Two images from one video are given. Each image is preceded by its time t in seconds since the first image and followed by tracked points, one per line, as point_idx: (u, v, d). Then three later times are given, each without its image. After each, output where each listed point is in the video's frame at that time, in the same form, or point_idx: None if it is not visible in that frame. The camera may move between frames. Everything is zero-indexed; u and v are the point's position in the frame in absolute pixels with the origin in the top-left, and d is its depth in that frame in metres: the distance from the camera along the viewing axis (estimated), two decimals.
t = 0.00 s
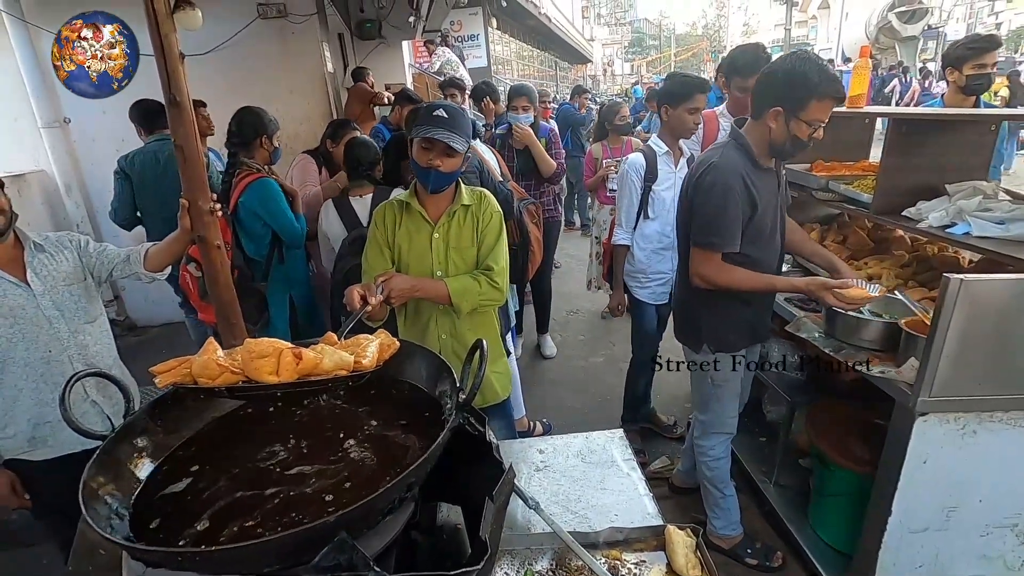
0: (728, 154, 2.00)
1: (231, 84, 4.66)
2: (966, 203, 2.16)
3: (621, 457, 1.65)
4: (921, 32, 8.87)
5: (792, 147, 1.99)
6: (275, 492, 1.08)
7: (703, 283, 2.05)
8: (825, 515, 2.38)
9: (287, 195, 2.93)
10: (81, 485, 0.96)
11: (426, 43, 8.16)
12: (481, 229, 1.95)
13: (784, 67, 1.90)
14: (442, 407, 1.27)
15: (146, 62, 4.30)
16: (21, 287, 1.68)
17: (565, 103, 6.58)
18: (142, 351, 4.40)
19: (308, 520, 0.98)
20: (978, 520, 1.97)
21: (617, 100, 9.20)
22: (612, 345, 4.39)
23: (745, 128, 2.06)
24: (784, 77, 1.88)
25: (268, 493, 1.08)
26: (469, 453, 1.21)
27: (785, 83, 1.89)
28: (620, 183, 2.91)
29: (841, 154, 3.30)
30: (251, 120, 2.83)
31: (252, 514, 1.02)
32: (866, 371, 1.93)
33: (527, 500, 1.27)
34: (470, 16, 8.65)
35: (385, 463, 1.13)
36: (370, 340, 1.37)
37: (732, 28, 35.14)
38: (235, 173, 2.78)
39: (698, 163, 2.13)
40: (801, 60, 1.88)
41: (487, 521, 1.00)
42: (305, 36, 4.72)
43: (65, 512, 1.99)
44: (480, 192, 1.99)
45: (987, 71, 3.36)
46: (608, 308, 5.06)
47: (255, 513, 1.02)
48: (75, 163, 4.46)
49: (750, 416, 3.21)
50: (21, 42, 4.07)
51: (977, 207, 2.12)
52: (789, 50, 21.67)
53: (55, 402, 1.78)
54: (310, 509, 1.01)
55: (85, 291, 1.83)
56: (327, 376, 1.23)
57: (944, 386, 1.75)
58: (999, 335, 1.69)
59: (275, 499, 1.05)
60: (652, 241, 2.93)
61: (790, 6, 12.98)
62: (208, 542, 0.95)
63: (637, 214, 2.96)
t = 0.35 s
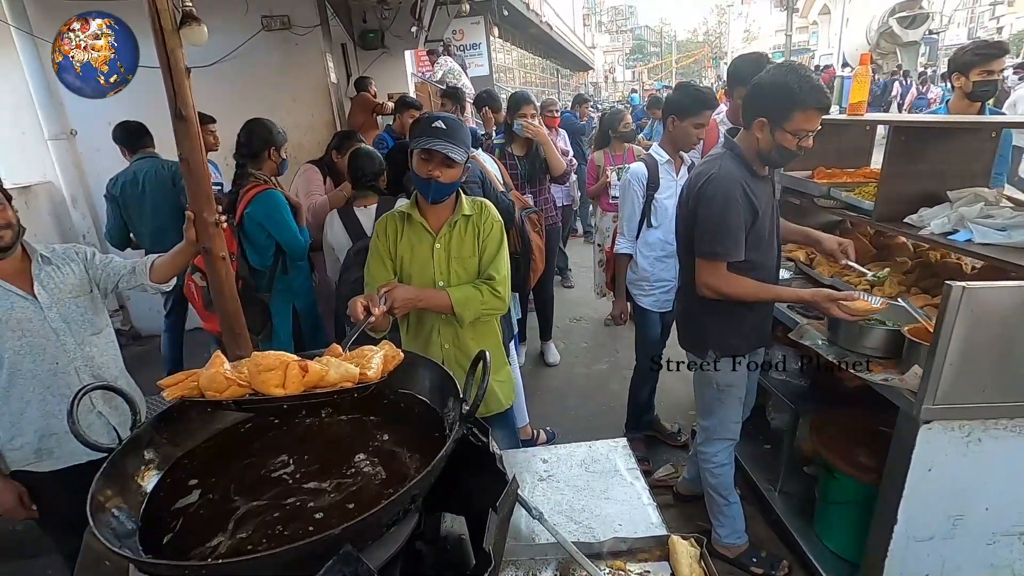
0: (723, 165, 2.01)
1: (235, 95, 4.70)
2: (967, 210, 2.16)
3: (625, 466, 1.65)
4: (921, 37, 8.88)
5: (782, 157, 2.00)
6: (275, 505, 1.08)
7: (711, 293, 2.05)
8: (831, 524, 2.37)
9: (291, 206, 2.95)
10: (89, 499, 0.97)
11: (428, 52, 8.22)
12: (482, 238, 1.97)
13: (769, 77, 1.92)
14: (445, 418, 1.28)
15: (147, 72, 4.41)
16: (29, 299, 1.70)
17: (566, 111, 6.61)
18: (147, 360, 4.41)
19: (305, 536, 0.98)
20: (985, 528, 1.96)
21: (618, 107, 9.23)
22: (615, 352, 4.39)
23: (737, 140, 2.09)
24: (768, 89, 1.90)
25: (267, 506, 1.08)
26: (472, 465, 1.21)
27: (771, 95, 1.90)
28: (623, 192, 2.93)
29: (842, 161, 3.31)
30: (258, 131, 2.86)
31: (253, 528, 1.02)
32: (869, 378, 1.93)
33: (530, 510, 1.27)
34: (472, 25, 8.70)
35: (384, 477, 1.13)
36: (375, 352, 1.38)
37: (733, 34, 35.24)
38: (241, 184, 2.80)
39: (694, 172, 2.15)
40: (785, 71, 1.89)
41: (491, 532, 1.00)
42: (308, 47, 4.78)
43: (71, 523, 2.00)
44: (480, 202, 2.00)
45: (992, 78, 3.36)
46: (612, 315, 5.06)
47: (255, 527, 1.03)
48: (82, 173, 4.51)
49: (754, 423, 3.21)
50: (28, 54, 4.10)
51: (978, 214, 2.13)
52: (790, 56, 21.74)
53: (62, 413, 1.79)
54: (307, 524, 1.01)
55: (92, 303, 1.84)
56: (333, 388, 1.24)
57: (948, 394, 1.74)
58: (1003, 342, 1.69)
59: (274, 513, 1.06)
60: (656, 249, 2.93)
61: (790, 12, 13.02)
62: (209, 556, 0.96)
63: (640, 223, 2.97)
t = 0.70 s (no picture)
0: (704, 165, 2.04)
1: (233, 97, 4.69)
2: (967, 211, 2.16)
3: (625, 468, 1.65)
4: (921, 38, 8.88)
5: (759, 156, 2.02)
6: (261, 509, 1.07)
7: (705, 289, 2.05)
8: (832, 526, 2.36)
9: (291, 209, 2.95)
10: (86, 501, 0.97)
11: (427, 54, 8.22)
12: (481, 240, 1.97)
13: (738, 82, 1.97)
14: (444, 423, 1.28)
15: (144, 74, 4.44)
16: (28, 302, 1.70)
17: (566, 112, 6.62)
18: (147, 362, 4.41)
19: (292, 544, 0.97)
20: (985, 531, 1.95)
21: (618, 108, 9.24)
22: (615, 353, 4.39)
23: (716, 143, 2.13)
24: (740, 92, 1.95)
25: (252, 510, 1.07)
26: (471, 470, 1.21)
27: (742, 99, 1.95)
28: (625, 194, 2.95)
29: (842, 162, 3.31)
30: (258, 133, 2.86)
31: (236, 533, 1.01)
32: (869, 380, 1.93)
33: (529, 513, 1.28)
34: (471, 26, 8.72)
35: (376, 486, 1.12)
36: (374, 354, 1.38)
37: (733, 35, 35.26)
38: (241, 186, 2.81)
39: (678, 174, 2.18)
40: (754, 74, 1.94)
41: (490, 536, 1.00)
42: (307, 49, 4.79)
43: (70, 526, 2.00)
44: (478, 204, 2.00)
45: (1005, 78, 3.36)
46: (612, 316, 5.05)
47: (239, 532, 1.01)
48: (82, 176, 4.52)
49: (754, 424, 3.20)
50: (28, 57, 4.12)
51: (978, 216, 2.13)
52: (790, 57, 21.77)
53: (61, 416, 1.79)
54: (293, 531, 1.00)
55: (91, 306, 1.84)
56: (332, 391, 1.24)
57: (948, 396, 1.74)
58: (1003, 344, 1.69)
59: (259, 518, 1.05)
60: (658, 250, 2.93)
61: (789, 13, 13.03)
62: (187, 560, 0.95)
63: (642, 224, 2.97)
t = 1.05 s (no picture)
0: (691, 153, 2.11)
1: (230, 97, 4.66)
2: (965, 211, 2.16)
3: (622, 469, 1.65)
4: (920, 37, 8.88)
5: (739, 143, 2.16)
6: (272, 505, 1.10)
7: (682, 276, 2.10)
8: (830, 526, 2.36)
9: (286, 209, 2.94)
10: (81, 504, 0.97)
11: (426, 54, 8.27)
12: (476, 240, 1.96)
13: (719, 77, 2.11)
14: (440, 420, 1.27)
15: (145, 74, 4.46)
16: (24, 303, 1.69)
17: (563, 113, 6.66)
18: (146, 363, 4.41)
19: (297, 541, 0.98)
20: (984, 531, 1.95)
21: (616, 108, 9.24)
22: (614, 354, 4.39)
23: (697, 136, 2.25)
24: (722, 85, 2.09)
25: (254, 514, 1.08)
26: (468, 467, 1.21)
27: (722, 89, 2.09)
28: (625, 194, 2.96)
29: (840, 163, 3.31)
30: (252, 134, 2.85)
31: (246, 529, 1.04)
32: (867, 380, 1.93)
33: (526, 513, 1.28)
34: (470, 27, 8.73)
35: (381, 480, 1.14)
36: (370, 354, 1.38)
37: (732, 35, 35.27)
38: (237, 186, 2.79)
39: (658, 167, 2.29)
40: (733, 67, 2.10)
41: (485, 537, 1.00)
42: (305, 49, 4.84)
43: (67, 527, 1.99)
44: (474, 204, 2.00)
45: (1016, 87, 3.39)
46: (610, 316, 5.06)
47: (249, 528, 1.04)
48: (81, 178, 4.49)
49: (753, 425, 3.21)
50: (28, 59, 4.11)
51: (976, 215, 2.13)
52: (789, 57, 21.81)
53: (58, 418, 1.78)
54: (300, 526, 1.03)
55: (87, 307, 1.84)
56: (329, 391, 1.24)
57: (946, 396, 1.74)
58: (1001, 344, 1.69)
59: (264, 517, 1.07)
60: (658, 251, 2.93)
61: (788, 12, 13.04)
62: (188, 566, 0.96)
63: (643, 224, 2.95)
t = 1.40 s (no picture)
0: (698, 150, 2.15)
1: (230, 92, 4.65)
2: (966, 209, 2.15)
3: (622, 465, 1.65)
4: (922, 36, 8.86)
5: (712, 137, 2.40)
6: (263, 503, 1.08)
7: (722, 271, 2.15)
8: (830, 524, 2.36)
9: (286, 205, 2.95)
10: (79, 497, 0.96)
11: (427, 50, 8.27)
12: (474, 236, 1.96)
13: (704, 76, 2.19)
14: (438, 417, 1.27)
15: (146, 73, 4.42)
16: (23, 298, 1.68)
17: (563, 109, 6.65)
18: (145, 358, 4.41)
19: (294, 536, 0.98)
20: (983, 529, 1.95)
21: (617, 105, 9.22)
22: (613, 351, 4.39)
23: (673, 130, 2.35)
24: (713, 82, 2.18)
25: (250, 508, 1.07)
26: (466, 464, 1.21)
27: (712, 84, 2.19)
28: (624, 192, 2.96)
29: (841, 160, 3.30)
30: (250, 131, 2.85)
31: (240, 525, 1.03)
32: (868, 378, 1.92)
33: (525, 509, 1.28)
34: (472, 23, 8.70)
35: (377, 481, 1.12)
36: (370, 349, 1.38)
37: (734, 32, 35.17)
38: (235, 182, 2.79)
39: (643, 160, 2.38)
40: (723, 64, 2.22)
41: (485, 531, 1.00)
42: (305, 45, 4.79)
43: (66, 522, 1.99)
44: (471, 199, 1.99)
45: None
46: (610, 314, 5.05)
47: (238, 525, 1.03)
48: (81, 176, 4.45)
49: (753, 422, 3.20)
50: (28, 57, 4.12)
51: (978, 213, 2.12)
52: (790, 53, 21.75)
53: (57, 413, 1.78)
54: (290, 524, 1.01)
55: (86, 302, 1.83)
56: (330, 385, 1.24)
57: (946, 394, 1.74)
58: (1001, 342, 1.68)
59: (261, 511, 1.06)
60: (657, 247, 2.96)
61: (789, 9, 13.00)
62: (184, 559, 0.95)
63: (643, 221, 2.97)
